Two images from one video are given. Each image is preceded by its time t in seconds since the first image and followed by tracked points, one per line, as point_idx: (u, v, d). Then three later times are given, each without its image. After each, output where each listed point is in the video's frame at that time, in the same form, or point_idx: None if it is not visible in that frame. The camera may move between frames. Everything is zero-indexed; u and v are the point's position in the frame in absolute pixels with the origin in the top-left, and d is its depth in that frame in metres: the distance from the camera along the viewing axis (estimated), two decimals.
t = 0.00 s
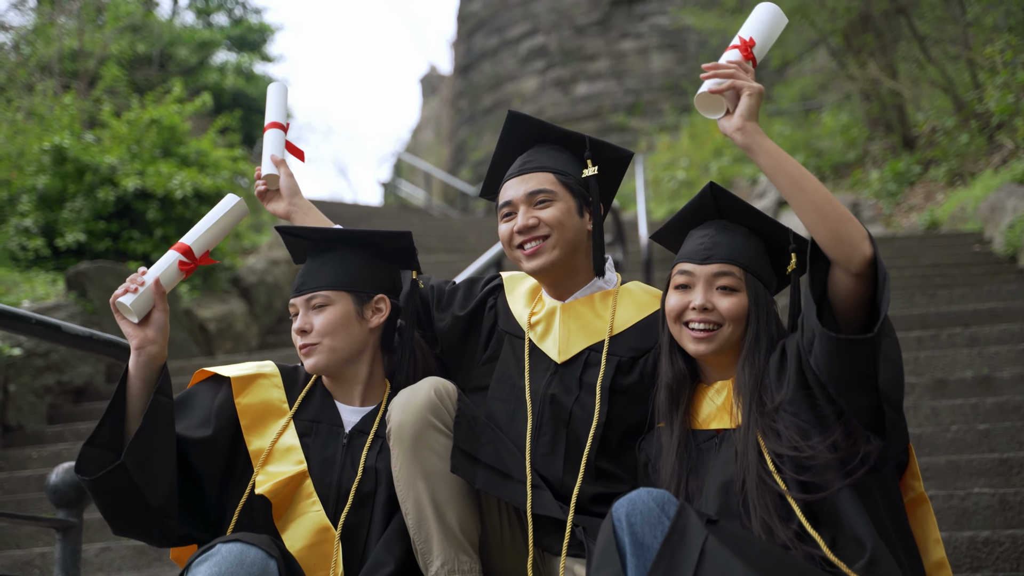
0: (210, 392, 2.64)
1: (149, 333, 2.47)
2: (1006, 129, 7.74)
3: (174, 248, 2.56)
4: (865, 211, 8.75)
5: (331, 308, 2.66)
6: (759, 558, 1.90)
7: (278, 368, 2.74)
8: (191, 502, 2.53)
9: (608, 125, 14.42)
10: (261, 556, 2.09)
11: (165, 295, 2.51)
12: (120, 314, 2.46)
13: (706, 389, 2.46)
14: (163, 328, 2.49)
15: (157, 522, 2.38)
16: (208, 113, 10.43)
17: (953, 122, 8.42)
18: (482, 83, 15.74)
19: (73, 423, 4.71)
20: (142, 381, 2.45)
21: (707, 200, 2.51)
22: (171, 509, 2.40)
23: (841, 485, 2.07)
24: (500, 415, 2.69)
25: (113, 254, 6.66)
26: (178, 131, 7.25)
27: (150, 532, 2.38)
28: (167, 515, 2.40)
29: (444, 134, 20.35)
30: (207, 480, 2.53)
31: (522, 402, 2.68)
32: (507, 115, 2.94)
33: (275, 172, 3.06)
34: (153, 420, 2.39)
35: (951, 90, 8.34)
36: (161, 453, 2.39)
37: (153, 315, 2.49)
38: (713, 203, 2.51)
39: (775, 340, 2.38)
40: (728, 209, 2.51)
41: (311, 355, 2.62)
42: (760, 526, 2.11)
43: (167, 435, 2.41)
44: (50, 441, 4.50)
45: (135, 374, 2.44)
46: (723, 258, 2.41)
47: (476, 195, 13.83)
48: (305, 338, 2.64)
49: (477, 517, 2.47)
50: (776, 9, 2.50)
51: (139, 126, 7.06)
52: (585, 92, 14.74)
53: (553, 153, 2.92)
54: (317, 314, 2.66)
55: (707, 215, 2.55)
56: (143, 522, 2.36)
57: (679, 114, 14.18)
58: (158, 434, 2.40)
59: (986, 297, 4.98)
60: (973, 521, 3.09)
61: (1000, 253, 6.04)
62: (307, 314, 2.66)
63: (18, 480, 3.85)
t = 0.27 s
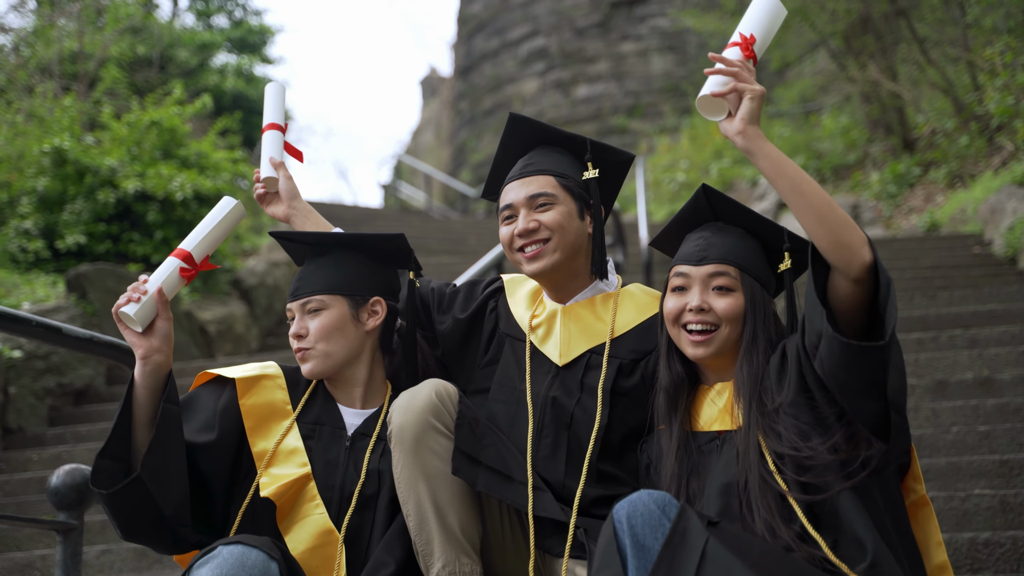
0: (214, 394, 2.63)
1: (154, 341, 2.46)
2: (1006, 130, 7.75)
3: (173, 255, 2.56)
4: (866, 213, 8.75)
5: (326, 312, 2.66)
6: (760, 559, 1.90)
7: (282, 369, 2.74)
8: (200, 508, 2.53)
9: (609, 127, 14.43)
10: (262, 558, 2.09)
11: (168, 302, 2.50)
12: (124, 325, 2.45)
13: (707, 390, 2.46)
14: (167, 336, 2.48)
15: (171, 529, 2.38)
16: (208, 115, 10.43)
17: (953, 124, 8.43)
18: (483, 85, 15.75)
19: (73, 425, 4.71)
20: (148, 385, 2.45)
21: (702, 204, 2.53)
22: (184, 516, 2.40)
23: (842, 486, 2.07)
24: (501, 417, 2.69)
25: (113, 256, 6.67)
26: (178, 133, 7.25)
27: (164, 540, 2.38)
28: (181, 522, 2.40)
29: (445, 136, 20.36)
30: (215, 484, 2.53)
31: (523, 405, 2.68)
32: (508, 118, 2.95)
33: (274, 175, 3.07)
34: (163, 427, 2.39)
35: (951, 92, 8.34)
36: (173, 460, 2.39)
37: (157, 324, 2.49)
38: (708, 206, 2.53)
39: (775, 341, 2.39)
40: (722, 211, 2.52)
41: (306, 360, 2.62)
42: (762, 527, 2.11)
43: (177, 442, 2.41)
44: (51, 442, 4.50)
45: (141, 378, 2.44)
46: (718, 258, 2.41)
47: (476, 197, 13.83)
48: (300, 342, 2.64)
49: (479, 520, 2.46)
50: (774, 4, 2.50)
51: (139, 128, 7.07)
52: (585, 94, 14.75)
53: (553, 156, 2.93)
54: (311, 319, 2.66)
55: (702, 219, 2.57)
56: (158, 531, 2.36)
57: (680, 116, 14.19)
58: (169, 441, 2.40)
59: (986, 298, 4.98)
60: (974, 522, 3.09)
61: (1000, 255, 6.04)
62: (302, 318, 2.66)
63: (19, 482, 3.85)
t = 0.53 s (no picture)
0: (215, 395, 2.62)
1: (155, 344, 2.45)
2: (1006, 130, 7.75)
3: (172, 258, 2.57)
4: (865, 213, 8.75)
5: (328, 313, 2.66)
6: (758, 559, 1.90)
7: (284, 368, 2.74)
8: (202, 509, 2.53)
9: (608, 127, 14.43)
10: (263, 558, 2.09)
11: (168, 305, 2.50)
12: (124, 329, 2.45)
13: (707, 389, 2.46)
14: (168, 338, 2.47)
15: (173, 531, 2.38)
16: (207, 116, 10.43)
17: (953, 124, 8.44)
18: (482, 85, 15.75)
19: (73, 425, 4.71)
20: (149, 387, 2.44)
21: (701, 203, 2.53)
22: (186, 518, 2.40)
23: (840, 489, 2.07)
24: (500, 418, 2.69)
25: (112, 256, 6.67)
26: (177, 134, 7.25)
27: (167, 542, 2.38)
28: (183, 525, 2.40)
29: (444, 136, 20.37)
30: (217, 486, 2.53)
31: (523, 406, 2.68)
32: (509, 118, 2.95)
33: (274, 175, 3.07)
34: (164, 429, 2.39)
35: (950, 92, 8.34)
36: (174, 462, 2.39)
37: (158, 327, 2.48)
38: (708, 206, 2.53)
39: (774, 340, 2.38)
40: (722, 210, 2.52)
41: (307, 362, 2.63)
42: (760, 527, 2.11)
43: (179, 444, 2.40)
44: (50, 443, 4.50)
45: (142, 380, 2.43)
46: (718, 255, 2.41)
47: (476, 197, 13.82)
48: (301, 344, 2.64)
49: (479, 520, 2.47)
50: (767, 13, 2.51)
51: (138, 128, 7.06)
52: (585, 94, 14.76)
53: (554, 157, 2.92)
54: (312, 320, 2.66)
55: (702, 218, 2.57)
56: (160, 533, 2.36)
57: (679, 117, 14.19)
58: (170, 443, 2.39)
59: (985, 298, 4.98)
60: (973, 521, 3.09)
61: (1000, 255, 6.04)
62: (303, 319, 2.66)
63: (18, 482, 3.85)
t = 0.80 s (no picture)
0: (212, 394, 2.63)
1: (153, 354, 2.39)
2: (1003, 127, 7.75)
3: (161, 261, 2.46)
4: (862, 211, 8.75)
5: (326, 310, 2.66)
6: (754, 556, 1.91)
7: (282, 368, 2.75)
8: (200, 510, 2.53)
9: (605, 125, 14.44)
10: (261, 556, 2.09)
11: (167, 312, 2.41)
12: (123, 340, 2.36)
13: (708, 385, 2.47)
14: (166, 345, 2.41)
15: (170, 535, 2.39)
16: (203, 113, 10.42)
17: (950, 122, 8.45)
18: (479, 83, 15.74)
19: (70, 424, 4.71)
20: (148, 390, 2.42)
21: (706, 199, 2.52)
22: (183, 521, 2.40)
23: (839, 490, 2.07)
24: (498, 416, 2.68)
25: (109, 254, 6.67)
26: (174, 131, 7.24)
27: (163, 546, 2.38)
28: (180, 528, 2.40)
29: (441, 134, 20.36)
30: (216, 485, 2.53)
31: (521, 404, 2.68)
32: (502, 116, 2.94)
33: (269, 175, 3.10)
34: (161, 431, 2.38)
35: (947, 90, 8.34)
36: (171, 466, 2.38)
37: (156, 334, 2.41)
38: (713, 202, 2.52)
39: (775, 337, 2.38)
40: (728, 205, 2.51)
41: (307, 358, 2.62)
42: (757, 525, 2.11)
43: (175, 447, 2.40)
44: (48, 441, 4.50)
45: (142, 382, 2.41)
46: (718, 250, 2.41)
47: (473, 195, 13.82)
48: (300, 341, 2.64)
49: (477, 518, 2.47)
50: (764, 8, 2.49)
51: (135, 126, 7.05)
52: (582, 92, 14.75)
53: (548, 155, 2.92)
54: (311, 317, 2.66)
55: (707, 213, 2.56)
56: (156, 537, 2.37)
57: (676, 114, 14.20)
58: (166, 446, 2.39)
59: (982, 295, 4.99)
60: (970, 518, 3.10)
61: (996, 252, 6.05)
62: (302, 316, 2.66)
63: (16, 480, 3.85)
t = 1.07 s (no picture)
0: (208, 407, 2.63)
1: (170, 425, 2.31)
2: (1001, 126, 7.76)
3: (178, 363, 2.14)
4: (861, 210, 8.75)
5: (331, 303, 2.66)
6: (755, 555, 1.91)
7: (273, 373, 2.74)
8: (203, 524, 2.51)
9: (604, 123, 14.43)
10: (263, 555, 2.09)
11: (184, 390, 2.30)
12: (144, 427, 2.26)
13: (709, 384, 2.47)
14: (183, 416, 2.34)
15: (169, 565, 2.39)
16: (202, 112, 10.42)
17: (948, 120, 8.46)
18: (478, 81, 15.74)
19: (70, 423, 4.71)
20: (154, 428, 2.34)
21: (709, 197, 2.52)
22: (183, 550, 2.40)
23: (841, 491, 2.07)
24: (498, 416, 2.68)
25: (108, 253, 6.67)
26: (173, 130, 7.23)
27: None
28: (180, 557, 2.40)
29: (439, 133, 20.36)
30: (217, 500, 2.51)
31: (522, 404, 2.68)
32: (500, 115, 2.94)
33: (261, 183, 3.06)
34: (161, 468, 2.32)
35: (946, 88, 8.33)
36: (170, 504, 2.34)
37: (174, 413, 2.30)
38: (716, 199, 2.52)
39: (775, 335, 2.38)
40: (731, 203, 2.50)
41: (312, 353, 2.62)
42: (757, 525, 2.12)
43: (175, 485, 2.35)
44: (47, 440, 4.50)
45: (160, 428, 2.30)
46: (714, 244, 2.43)
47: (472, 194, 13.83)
48: (304, 336, 2.64)
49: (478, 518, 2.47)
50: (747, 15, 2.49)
51: (134, 125, 7.05)
52: (580, 91, 14.75)
53: (547, 154, 2.92)
54: (315, 309, 2.66)
55: (712, 210, 2.55)
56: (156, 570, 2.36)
57: (675, 113, 14.19)
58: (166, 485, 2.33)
59: (981, 294, 5.00)
60: (970, 517, 3.10)
61: (996, 251, 6.05)
62: (306, 309, 2.67)
63: (14, 479, 3.84)
